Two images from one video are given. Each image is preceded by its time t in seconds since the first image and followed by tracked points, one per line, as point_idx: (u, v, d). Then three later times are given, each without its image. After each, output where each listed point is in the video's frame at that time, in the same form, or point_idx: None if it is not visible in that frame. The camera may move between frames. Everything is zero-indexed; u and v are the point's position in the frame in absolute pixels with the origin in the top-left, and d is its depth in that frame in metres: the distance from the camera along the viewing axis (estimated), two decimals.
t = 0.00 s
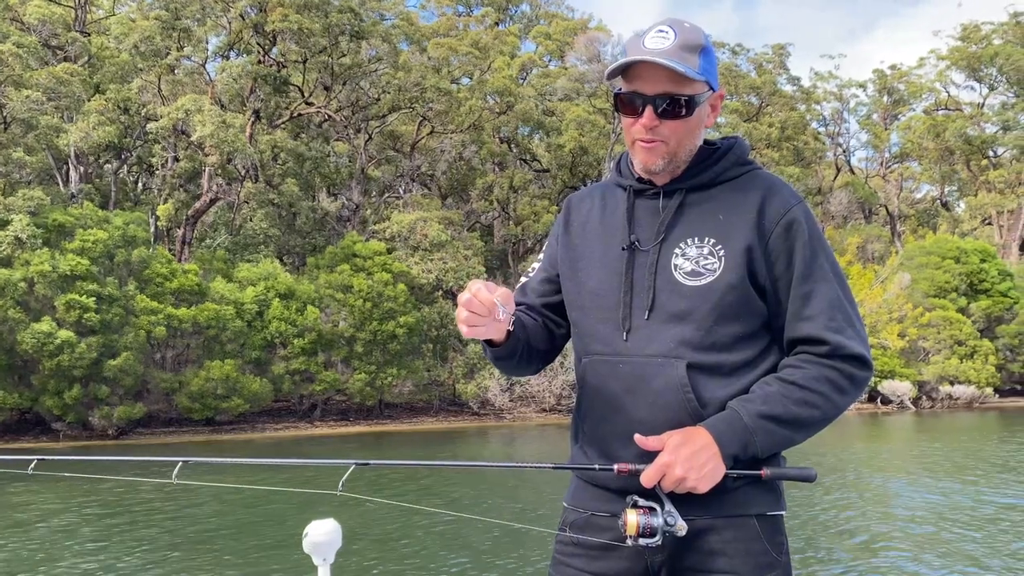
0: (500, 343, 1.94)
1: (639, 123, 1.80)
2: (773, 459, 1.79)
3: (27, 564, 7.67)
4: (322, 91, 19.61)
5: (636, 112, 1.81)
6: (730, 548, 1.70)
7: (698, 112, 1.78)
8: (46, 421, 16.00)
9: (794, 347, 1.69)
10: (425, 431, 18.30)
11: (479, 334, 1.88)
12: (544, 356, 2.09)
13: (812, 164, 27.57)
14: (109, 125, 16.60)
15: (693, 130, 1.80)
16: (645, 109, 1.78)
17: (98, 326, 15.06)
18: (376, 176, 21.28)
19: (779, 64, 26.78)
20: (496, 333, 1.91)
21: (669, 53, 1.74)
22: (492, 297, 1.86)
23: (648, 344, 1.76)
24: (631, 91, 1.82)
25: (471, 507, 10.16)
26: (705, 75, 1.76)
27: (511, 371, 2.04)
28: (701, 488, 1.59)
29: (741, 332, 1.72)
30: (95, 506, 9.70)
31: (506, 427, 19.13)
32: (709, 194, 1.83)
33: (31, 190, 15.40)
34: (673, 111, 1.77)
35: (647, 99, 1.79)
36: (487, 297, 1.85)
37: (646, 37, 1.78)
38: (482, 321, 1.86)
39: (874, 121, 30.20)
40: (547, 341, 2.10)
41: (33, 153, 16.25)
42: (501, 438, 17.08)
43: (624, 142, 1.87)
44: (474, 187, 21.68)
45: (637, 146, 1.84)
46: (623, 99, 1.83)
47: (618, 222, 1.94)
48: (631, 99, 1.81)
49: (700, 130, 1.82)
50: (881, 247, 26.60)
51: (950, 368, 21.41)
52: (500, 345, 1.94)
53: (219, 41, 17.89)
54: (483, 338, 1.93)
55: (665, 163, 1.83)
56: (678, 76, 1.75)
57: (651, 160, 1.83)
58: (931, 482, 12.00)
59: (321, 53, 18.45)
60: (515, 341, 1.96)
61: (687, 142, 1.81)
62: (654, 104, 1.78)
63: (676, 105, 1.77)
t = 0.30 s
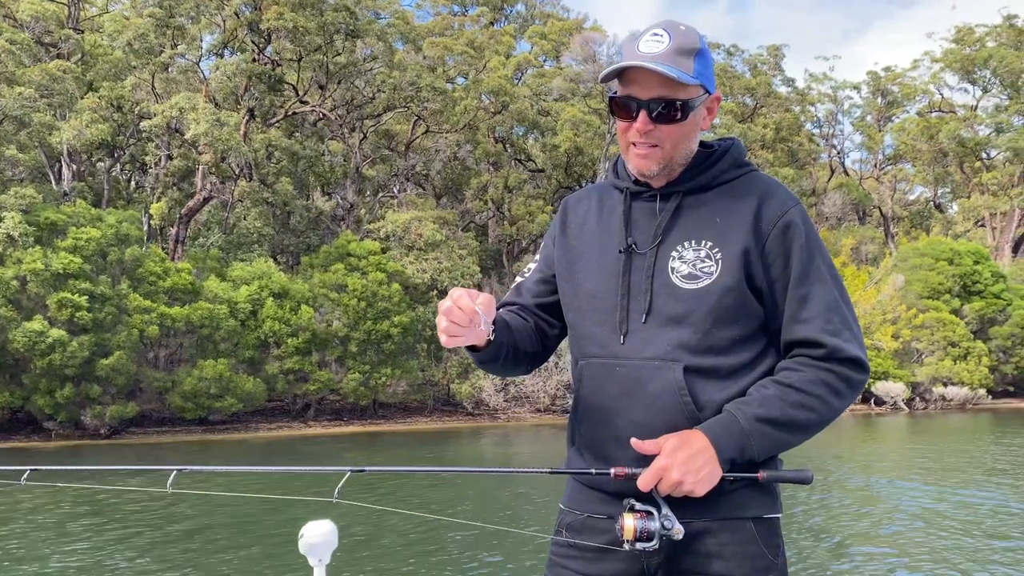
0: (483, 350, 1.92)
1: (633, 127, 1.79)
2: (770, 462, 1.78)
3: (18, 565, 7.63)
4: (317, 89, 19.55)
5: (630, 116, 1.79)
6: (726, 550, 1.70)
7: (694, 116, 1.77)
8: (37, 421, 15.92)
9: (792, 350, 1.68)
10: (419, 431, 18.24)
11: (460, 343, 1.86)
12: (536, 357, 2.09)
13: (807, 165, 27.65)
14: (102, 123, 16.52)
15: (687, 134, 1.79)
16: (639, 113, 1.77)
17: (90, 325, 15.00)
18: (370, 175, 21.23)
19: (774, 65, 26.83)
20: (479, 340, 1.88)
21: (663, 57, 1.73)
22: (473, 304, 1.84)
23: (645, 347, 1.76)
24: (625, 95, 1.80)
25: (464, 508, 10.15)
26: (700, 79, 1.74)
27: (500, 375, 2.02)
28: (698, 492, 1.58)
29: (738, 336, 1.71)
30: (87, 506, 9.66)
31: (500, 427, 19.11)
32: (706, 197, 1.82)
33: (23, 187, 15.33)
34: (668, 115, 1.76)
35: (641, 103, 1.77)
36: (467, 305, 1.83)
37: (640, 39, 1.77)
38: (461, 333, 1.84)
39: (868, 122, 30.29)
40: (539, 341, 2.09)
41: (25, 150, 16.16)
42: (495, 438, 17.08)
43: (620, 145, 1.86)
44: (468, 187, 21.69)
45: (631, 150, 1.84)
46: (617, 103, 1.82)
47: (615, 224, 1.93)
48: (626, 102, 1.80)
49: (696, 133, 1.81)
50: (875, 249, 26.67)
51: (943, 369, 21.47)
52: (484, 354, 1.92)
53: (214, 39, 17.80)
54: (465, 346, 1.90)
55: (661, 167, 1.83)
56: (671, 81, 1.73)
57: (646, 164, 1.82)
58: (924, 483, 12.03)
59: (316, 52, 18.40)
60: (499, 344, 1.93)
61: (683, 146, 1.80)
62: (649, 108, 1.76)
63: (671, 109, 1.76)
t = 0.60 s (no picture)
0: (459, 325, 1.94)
1: (634, 125, 1.78)
2: (768, 465, 1.76)
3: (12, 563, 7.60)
4: (314, 87, 19.51)
5: (632, 114, 1.79)
6: (724, 552, 1.68)
7: (697, 117, 1.75)
8: (32, 419, 15.85)
9: (793, 353, 1.67)
10: (415, 431, 18.21)
11: (429, 313, 1.88)
12: (524, 347, 2.10)
13: (803, 166, 27.67)
14: (97, 120, 16.45)
15: (690, 135, 1.78)
16: (642, 111, 1.76)
17: (86, 323, 14.95)
18: (367, 174, 21.18)
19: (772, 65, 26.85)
20: (452, 315, 1.90)
21: (668, 55, 1.72)
22: (446, 278, 1.86)
23: (645, 346, 1.74)
24: (629, 92, 1.79)
25: (460, 507, 10.13)
26: (706, 79, 1.73)
27: (479, 355, 2.02)
28: (694, 495, 1.57)
29: (739, 337, 1.69)
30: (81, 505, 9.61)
31: (497, 426, 19.10)
32: (710, 197, 1.80)
33: (18, 184, 15.25)
34: (670, 115, 1.75)
35: (643, 101, 1.76)
36: (440, 279, 1.86)
37: (647, 37, 1.76)
38: (433, 302, 1.87)
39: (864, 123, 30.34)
40: (526, 330, 2.09)
41: (20, 147, 16.07)
42: (491, 438, 17.08)
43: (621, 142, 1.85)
44: (465, 186, 21.69)
45: (633, 147, 1.83)
46: (621, 100, 1.81)
47: (617, 222, 1.91)
48: (629, 100, 1.79)
49: (699, 134, 1.79)
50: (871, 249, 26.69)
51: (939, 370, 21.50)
52: (459, 327, 1.94)
53: (211, 36, 17.72)
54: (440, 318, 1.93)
55: (661, 167, 1.81)
56: (673, 81, 1.72)
57: (646, 162, 1.81)
58: (921, 484, 12.05)
59: (313, 50, 18.35)
60: (477, 323, 1.94)
61: (685, 146, 1.79)
62: (651, 107, 1.75)
63: (675, 109, 1.75)
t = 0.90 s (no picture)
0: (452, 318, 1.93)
1: (642, 119, 1.77)
2: (771, 465, 1.75)
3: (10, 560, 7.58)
4: (314, 85, 19.49)
5: (640, 107, 1.77)
6: (725, 552, 1.67)
7: (704, 114, 1.74)
8: (30, 417, 15.81)
9: (798, 351, 1.66)
10: (415, 430, 18.21)
11: (418, 304, 1.89)
12: (522, 340, 2.09)
13: (803, 165, 27.67)
14: (97, 118, 16.41)
15: (698, 131, 1.76)
16: (649, 105, 1.75)
17: (85, 321, 14.94)
18: (367, 172, 21.13)
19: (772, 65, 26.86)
20: (443, 308, 1.90)
21: (678, 50, 1.70)
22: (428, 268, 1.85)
23: (648, 342, 1.73)
24: (638, 85, 1.78)
25: (460, 506, 10.12)
26: (716, 74, 1.71)
27: (474, 347, 2.01)
28: (695, 495, 1.56)
29: (744, 335, 1.68)
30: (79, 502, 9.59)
31: (496, 426, 19.08)
32: (715, 192, 1.79)
33: (18, 181, 15.21)
34: (676, 109, 1.73)
35: (650, 96, 1.75)
36: (423, 270, 1.85)
37: (658, 29, 1.74)
38: (420, 291, 1.87)
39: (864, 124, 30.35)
40: (524, 322, 2.08)
41: (20, 144, 16.04)
42: (491, 437, 17.05)
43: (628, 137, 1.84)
44: (465, 185, 21.69)
45: (639, 142, 1.81)
46: (629, 93, 1.80)
47: (620, 217, 1.90)
48: (638, 93, 1.78)
49: (707, 130, 1.78)
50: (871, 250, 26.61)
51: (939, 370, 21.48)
52: (452, 320, 1.93)
53: (210, 34, 17.71)
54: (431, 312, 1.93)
55: (666, 162, 1.80)
56: (683, 75, 1.70)
57: (652, 158, 1.80)
58: (920, 484, 12.05)
59: (313, 48, 18.33)
60: (471, 316, 1.93)
61: (691, 143, 1.77)
62: (660, 102, 1.74)
63: (684, 104, 1.73)
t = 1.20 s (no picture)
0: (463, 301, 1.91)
1: (648, 112, 1.75)
2: (776, 466, 1.73)
3: (11, 558, 7.58)
4: (316, 83, 19.47)
5: (648, 99, 1.75)
6: (729, 554, 1.65)
7: (712, 107, 1.72)
8: (31, 414, 15.83)
9: (804, 351, 1.64)
10: (416, 428, 18.22)
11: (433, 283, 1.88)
12: (528, 335, 2.07)
13: (805, 164, 27.63)
14: (99, 115, 16.41)
15: (705, 124, 1.74)
16: (656, 98, 1.73)
17: (86, 318, 14.94)
18: (370, 170, 21.11)
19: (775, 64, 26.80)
20: (456, 288, 1.88)
21: (686, 41, 1.68)
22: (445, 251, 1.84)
23: (651, 340, 1.72)
24: (646, 77, 1.76)
25: (461, 505, 10.11)
26: (724, 67, 1.69)
27: (482, 337, 1.99)
28: (697, 498, 1.54)
29: (749, 334, 1.66)
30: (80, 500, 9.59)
31: (498, 425, 19.06)
32: (720, 188, 1.77)
33: (20, 178, 15.23)
34: (684, 102, 1.71)
35: (657, 88, 1.73)
36: (439, 252, 1.84)
37: (665, 19, 1.72)
38: (434, 272, 1.86)
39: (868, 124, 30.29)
40: (531, 319, 2.06)
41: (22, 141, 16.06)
42: (492, 436, 17.02)
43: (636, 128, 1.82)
44: (468, 183, 21.67)
45: (645, 135, 1.79)
46: (636, 84, 1.78)
47: (624, 212, 1.88)
48: (645, 85, 1.76)
49: (714, 125, 1.76)
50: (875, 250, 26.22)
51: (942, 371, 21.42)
52: (463, 303, 1.91)
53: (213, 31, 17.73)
54: (444, 293, 1.92)
55: (672, 156, 1.79)
56: (692, 68, 1.68)
57: (658, 151, 1.78)
58: (923, 485, 12.01)
59: (316, 45, 18.32)
60: (481, 301, 1.91)
61: (697, 136, 1.76)
62: (668, 94, 1.72)
63: (691, 97, 1.71)
